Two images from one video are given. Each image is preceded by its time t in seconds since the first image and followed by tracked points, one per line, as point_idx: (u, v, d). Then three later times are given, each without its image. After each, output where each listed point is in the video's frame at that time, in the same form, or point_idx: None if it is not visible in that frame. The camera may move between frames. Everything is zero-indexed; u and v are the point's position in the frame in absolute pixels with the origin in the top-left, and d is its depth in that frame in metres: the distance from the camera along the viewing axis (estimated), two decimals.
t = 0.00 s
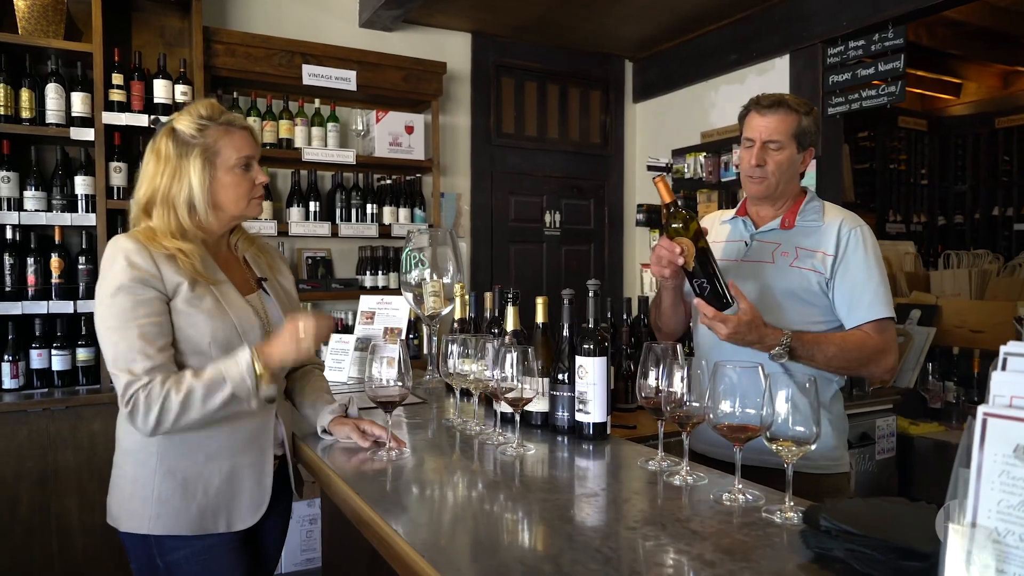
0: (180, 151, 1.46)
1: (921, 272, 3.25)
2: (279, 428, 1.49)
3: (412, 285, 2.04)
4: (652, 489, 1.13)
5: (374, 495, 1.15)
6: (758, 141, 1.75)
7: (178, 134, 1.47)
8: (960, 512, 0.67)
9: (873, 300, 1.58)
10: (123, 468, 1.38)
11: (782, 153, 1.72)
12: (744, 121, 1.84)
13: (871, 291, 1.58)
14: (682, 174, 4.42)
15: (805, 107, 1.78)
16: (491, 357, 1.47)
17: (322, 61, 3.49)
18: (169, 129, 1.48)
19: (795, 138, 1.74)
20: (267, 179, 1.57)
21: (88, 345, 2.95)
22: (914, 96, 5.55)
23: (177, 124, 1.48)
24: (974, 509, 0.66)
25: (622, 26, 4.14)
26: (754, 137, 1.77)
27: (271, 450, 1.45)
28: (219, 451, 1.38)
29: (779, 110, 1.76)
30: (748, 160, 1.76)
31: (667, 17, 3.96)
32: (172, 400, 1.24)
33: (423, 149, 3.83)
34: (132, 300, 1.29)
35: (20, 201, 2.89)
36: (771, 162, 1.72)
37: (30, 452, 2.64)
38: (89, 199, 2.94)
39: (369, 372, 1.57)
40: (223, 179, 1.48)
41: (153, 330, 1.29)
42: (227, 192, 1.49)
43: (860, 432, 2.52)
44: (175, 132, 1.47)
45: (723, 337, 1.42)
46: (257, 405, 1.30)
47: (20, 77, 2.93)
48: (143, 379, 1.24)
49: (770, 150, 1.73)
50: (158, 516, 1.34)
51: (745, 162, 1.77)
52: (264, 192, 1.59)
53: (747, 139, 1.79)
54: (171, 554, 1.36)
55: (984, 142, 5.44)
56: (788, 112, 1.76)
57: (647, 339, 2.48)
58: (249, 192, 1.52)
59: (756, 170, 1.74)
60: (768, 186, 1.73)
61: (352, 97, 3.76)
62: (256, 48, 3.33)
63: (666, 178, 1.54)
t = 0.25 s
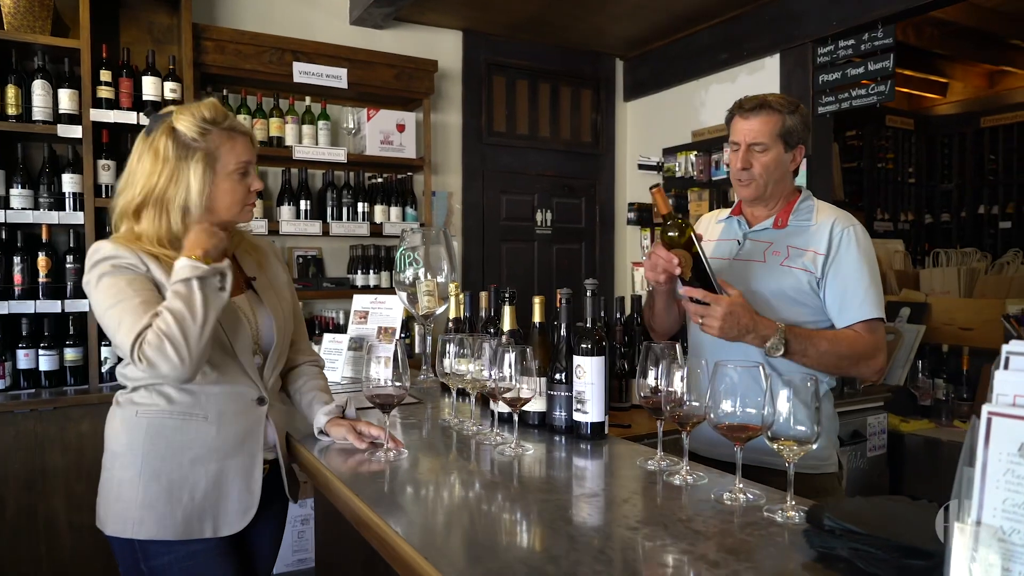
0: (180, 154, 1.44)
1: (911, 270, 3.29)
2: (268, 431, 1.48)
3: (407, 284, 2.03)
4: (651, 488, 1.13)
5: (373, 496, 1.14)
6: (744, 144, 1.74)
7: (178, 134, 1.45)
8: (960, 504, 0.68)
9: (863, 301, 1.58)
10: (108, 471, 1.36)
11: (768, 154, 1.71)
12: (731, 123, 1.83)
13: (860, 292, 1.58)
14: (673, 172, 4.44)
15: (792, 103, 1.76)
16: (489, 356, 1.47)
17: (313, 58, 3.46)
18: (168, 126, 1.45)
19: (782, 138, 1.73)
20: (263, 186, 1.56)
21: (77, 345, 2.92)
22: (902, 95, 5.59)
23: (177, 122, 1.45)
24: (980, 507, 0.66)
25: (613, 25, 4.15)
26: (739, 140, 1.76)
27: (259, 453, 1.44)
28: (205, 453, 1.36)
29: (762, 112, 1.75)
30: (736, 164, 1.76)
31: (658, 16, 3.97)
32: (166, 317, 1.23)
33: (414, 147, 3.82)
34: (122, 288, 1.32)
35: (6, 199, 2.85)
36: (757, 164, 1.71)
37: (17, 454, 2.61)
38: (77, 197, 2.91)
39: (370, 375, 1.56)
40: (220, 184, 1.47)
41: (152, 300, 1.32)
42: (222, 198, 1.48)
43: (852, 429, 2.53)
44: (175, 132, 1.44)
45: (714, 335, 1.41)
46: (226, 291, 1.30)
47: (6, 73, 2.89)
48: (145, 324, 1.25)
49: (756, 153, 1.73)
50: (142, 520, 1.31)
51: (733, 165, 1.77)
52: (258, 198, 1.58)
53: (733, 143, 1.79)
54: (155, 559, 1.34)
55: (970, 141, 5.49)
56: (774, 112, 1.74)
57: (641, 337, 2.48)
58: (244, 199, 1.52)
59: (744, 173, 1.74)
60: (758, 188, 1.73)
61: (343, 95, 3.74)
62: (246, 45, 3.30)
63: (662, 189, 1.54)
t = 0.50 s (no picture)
0: (184, 156, 1.42)
1: (903, 270, 3.31)
2: (268, 434, 1.46)
3: (404, 284, 2.02)
4: (657, 489, 1.12)
5: (377, 499, 1.13)
6: (740, 144, 1.73)
7: (182, 136, 1.43)
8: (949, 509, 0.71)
9: (854, 300, 1.58)
10: (106, 476, 1.35)
11: (764, 155, 1.70)
12: (727, 123, 1.82)
13: (851, 291, 1.58)
14: (666, 172, 4.44)
15: (786, 104, 1.76)
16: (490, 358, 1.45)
17: (305, 57, 3.44)
18: (173, 127, 1.43)
19: (778, 139, 1.73)
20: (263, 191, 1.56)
21: (67, 347, 2.88)
22: (891, 95, 5.63)
23: (182, 123, 1.44)
24: (993, 508, 0.66)
25: (606, 24, 4.14)
26: (735, 139, 1.75)
27: (258, 455, 1.42)
28: (203, 456, 1.34)
29: (760, 112, 1.74)
30: (731, 164, 1.75)
31: (651, 15, 3.97)
32: (163, 301, 1.26)
33: (407, 147, 3.80)
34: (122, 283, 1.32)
35: None
36: (756, 165, 1.71)
37: (7, 457, 2.57)
38: (67, 197, 2.87)
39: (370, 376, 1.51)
40: (221, 189, 1.47)
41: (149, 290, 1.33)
42: (222, 202, 1.48)
43: (847, 428, 2.55)
44: (180, 134, 1.43)
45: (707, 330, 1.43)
46: (211, 269, 1.35)
47: None
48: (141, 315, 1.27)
49: (753, 153, 1.72)
50: (140, 524, 1.30)
51: (729, 166, 1.76)
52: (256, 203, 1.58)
53: (729, 142, 1.77)
54: (153, 564, 1.33)
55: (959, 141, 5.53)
56: (770, 112, 1.74)
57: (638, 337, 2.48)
58: (244, 204, 1.52)
59: (741, 173, 1.73)
60: (754, 189, 1.73)
61: (335, 94, 3.72)
62: (238, 43, 3.28)
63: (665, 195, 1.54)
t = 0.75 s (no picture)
0: (182, 157, 1.41)
1: (898, 270, 3.32)
2: (269, 435, 1.45)
3: (403, 285, 2.01)
4: (664, 490, 1.12)
5: (383, 502, 1.13)
6: (747, 142, 1.73)
7: (179, 137, 1.42)
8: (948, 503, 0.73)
9: (856, 300, 1.58)
10: (106, 477, 1.34)
11: (771, 154, 1.71)
12: (730, 120, 1.82)
13: (853, 291, 1.59)
14: (661, 172, 4.45)
15: (790, 104, 1.78)
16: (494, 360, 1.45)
17: (301, 57, 3.43)
18: (168, 129, 1.42)
19: (783, 138, 1.74)
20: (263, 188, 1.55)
21: (61, 349, 2.85)
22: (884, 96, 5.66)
23: (177, 124, 1.42)
24: (1008, 507, 0.66)
25: (602, 25, 4.15)
26: (742, 137, 1.75)
27: (260, 457, 1.41)
28: (204, 458, 1.33)
29: (767, 111, 1.75)
30: (737, 162, 1.75)
31: (647, 16, 3.98)
32: (169, 303, 1.27)
33: (403, 147, 3.79)
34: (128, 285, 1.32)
35: None
36: (761, 164, 1.71)
37: None
38: (60, 197, 2.84)
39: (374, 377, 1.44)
40: (223, 187, 1.47)
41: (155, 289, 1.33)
42: (224, 201, 1.47)
43: (845, 428, 2.55)
44: (176, 135, 1.41)
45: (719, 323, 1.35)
46: (210, 264, 1.36)
47: None
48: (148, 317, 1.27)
49: (760, 151, 1.72)
50: (141, 527, 1.29)
51: (734, 163, 1.75)
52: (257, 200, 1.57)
53: (734, 139, 1.77)
54: (154, 568, 1.31)
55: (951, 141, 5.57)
56: (777, 112, 1.75)
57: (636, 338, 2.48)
58: (247, 202, 1.51)
59: (746, 171, 1.72)
60: (759, 187, 1.72)
61: (331, 94, 3.70)
62: (233, 43, 3.26)
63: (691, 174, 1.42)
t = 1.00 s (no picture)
0: (182, 152, 1.40)
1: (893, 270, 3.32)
2: (270, 439, 1.43)
3: (401, 285, 2.00)
4: (670, 492, 1.11)
5: (388, 505, 1.12)
6: (749, 143, 1.73)
7: (175, 134, 1.41)
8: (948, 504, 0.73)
9: (856, 296, 1.58)
10: (105, 481, 1.32)
11: (772, 155, 1.72)
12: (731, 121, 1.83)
13: (853, 287, 1.59)
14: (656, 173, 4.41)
15: (791, 105, 1.78)
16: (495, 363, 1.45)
17: (296, 57, 3.41)
18: (164, 128, 1.42)
19: (783, 140, 1.75)
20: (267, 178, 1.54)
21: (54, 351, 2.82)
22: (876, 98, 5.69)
23: (172, 123, 1.42)
24: None
25: (597, 26, 4.15)
26: (742, 137, 1.75)
27: (261, 461, 1.39)
28: (205, 462, 1.32)
29: (769, 112, 1.75)
30: (737, 162, 1.75)
31: (642, 17, 3.98)
32: (172, 339, 1.23)
33: (399, 148, 3.78)
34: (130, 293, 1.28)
35: None
36: (762, 164, 1.71)
37: None
38: (53, 198, 2.81)
39: (375, 377, 1.40)
40: (226, 180, 1.45)
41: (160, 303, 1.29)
42: (230, 193, 1.46)
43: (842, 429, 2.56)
44: (172, 133, 1.41)
45: (732, 319, 1.31)
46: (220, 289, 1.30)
47: None
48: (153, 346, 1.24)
49: (762, 152, 1.73)
50: (142, 532, 1.27)
51: (735, 164, 1.75)
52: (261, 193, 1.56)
53: (734, 139, 1.77)
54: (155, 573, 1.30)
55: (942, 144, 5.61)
56: (778, 113, 1.76)
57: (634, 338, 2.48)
58: (251, 192, 1.50)
59: (747, 172, 1.73)
60: (758, 188, 1.73)
61: (326, 94, 3.69)
62: (228, 43, 3.24)
63: (711, 161, 1.29)
